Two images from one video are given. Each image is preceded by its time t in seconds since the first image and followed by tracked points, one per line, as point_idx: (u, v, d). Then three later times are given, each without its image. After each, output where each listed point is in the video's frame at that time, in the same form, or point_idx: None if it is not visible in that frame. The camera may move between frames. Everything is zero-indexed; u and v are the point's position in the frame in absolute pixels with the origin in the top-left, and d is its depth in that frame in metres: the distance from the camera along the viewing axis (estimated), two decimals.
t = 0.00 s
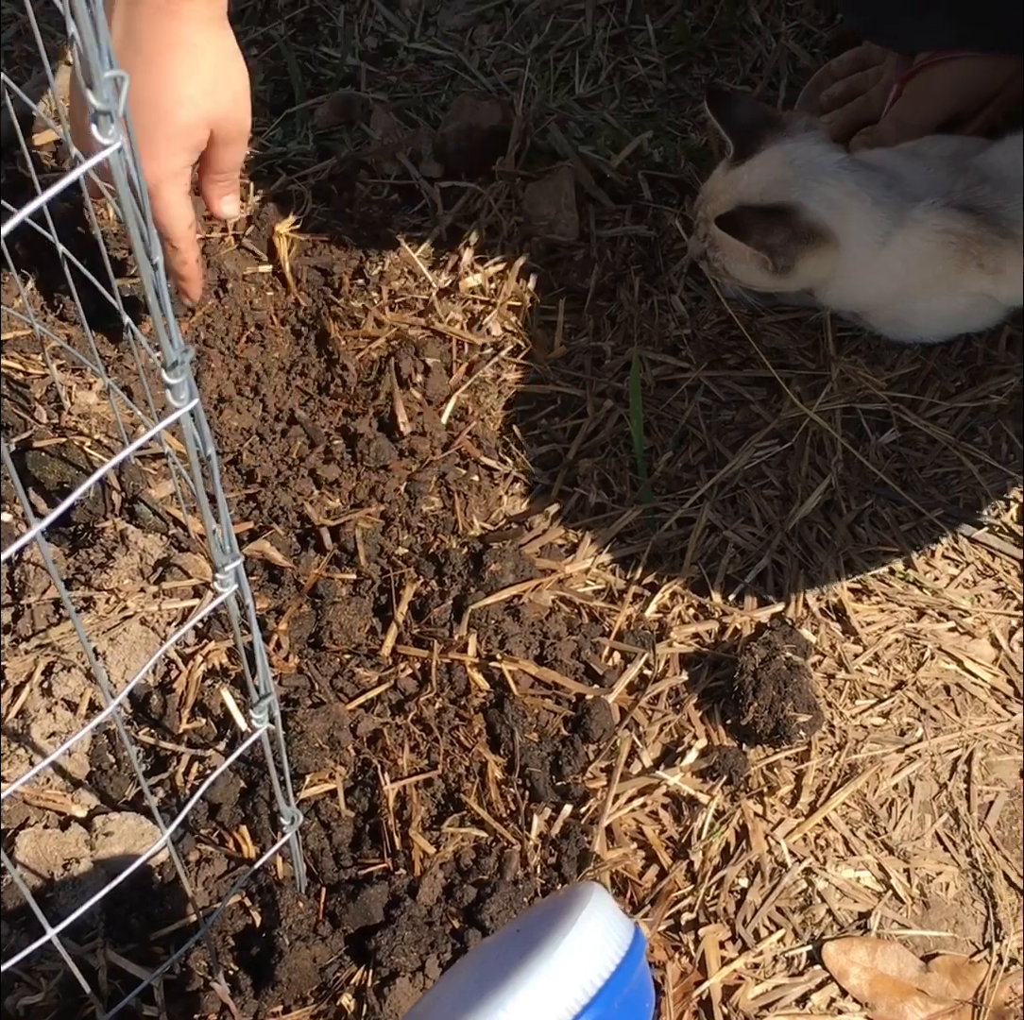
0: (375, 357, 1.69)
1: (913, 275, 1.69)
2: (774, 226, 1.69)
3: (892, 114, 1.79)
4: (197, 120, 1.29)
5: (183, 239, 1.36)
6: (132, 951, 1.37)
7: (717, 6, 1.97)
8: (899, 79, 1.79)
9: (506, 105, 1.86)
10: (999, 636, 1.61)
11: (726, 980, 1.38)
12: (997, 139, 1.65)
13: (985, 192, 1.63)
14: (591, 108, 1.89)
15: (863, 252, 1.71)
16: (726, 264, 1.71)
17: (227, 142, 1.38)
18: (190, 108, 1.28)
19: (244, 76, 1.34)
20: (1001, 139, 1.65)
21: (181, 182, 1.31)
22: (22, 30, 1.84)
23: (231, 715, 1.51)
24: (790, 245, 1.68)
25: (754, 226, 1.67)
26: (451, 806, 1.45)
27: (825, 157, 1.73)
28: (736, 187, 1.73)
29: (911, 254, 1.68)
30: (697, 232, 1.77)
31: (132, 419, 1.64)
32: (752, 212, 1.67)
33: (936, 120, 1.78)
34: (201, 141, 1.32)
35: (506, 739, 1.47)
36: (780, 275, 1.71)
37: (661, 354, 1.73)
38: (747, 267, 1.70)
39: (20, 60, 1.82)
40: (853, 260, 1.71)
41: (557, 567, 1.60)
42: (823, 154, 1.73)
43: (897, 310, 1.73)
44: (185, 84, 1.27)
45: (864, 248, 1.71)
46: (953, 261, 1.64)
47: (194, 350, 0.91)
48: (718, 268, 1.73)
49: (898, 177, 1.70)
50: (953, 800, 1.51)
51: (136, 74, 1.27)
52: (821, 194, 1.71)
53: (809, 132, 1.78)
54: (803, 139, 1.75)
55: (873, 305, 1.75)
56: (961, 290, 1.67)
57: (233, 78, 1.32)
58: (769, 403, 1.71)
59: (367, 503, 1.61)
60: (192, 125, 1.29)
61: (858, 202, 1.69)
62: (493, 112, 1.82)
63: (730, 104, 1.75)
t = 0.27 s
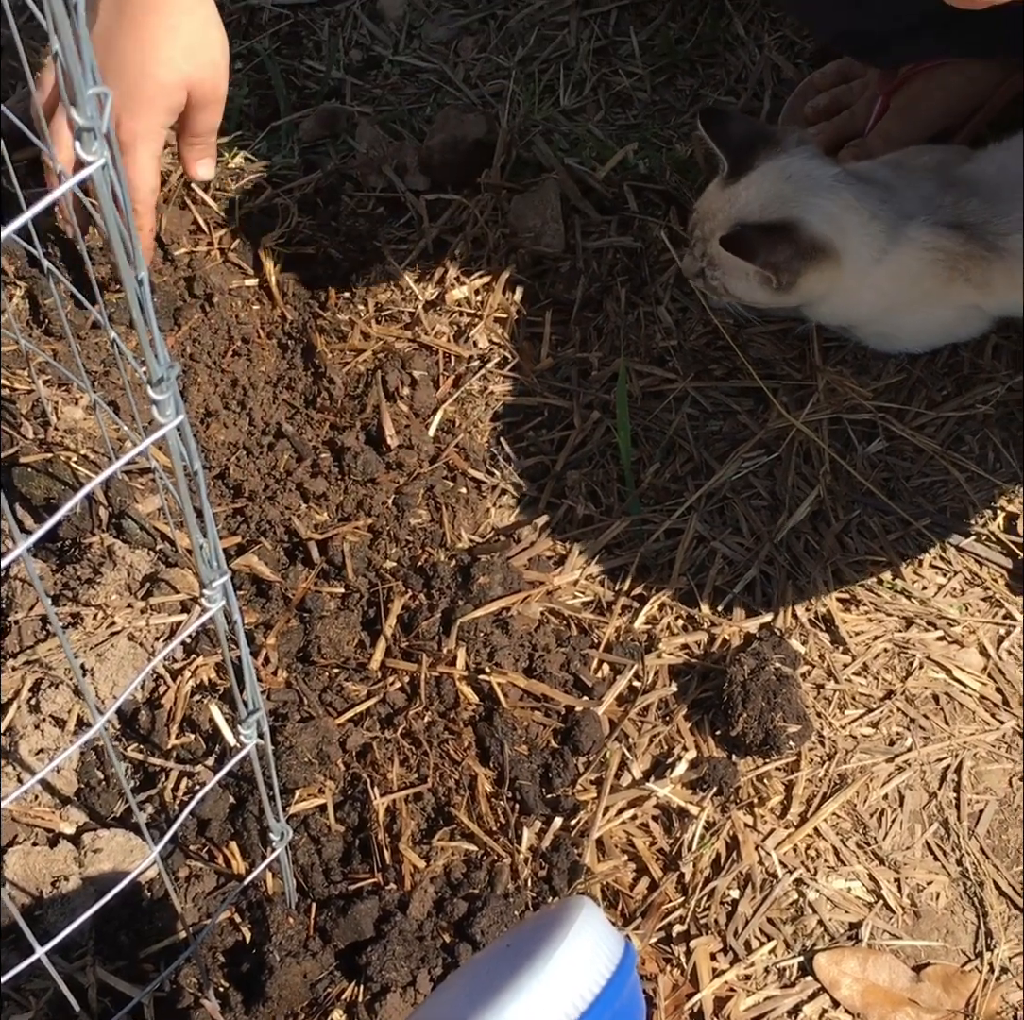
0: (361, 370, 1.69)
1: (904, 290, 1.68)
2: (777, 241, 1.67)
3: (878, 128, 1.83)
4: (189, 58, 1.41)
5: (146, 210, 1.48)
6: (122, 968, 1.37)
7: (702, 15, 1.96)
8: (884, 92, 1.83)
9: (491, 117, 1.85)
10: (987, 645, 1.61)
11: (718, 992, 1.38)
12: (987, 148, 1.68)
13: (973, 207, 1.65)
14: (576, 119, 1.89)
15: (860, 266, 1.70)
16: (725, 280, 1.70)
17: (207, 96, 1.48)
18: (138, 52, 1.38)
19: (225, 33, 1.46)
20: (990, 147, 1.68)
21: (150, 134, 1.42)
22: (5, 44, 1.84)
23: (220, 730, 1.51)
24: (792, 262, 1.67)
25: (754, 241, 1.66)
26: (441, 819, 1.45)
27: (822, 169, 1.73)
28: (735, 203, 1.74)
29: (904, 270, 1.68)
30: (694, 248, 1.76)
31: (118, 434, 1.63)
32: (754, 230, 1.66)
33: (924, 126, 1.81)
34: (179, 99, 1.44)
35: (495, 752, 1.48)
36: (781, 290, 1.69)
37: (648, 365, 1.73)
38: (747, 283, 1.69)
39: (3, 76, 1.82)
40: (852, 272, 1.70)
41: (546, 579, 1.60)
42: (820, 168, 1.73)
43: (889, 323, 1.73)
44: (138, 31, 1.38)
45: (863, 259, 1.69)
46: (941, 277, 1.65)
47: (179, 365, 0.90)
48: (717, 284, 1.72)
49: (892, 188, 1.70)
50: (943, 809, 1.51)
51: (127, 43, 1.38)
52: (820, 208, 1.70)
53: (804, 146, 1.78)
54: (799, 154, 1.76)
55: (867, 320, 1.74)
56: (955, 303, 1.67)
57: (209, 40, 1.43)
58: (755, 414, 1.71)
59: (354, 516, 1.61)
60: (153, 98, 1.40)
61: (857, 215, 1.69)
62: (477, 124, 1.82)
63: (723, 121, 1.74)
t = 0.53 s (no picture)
0: (355, 385, 1.69)
1: (906, 299, 1.68)
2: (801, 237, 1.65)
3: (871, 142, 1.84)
4: (252, 227, 1.46)
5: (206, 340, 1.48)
6: (118, 986, 1.37)
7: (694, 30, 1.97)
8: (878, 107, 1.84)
9: (484, 132, 1.85)
10: (982, 657, 1.62)
11: (716, 1007, 1.38)
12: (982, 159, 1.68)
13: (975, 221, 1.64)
14: (569, 134, 1.89)
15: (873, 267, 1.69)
16: (742, 278, 1.70)
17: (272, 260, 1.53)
18: (216, 253, 1.45)
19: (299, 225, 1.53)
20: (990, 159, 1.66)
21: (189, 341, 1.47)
22: None
23: (215, 747, 1.50)
24: (816, 256, 1.65)
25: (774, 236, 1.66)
26: (437, 835, 1.45)
27: (841, 167, 1.70)
28: (754, 199, 1.72)
29: (909, 280, 1.67)
30: (707, 246, 1.75)
31: (112, 451, 1.64)
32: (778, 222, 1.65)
33: (921, 138, 1.82)
34: (259, 236, 1.48)
35: (491, 767, 1.47)
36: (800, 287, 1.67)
37: (642, 379, 1.73)
38: (766, 280, 1.69)
39: None
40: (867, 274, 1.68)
41: (541, 594, 1.60)
42: (839, 166, 1.70)
43: (887, 332, 1.73)
44: (217, 234, 1.44)
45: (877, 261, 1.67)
46: (940, 290, 1.66)
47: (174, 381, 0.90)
48: (731, 283, 1.71)
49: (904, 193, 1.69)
50: (939, 822, 1.51)
51: (211, 179, 1.43)
52: (843, 203, 1.66)
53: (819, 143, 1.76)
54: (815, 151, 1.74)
55: (867, 329, 1.73)
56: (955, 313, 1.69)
57: (285, 165, 1.48)
58: (749, 427, 1.71)
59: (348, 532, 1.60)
60: (217, 260, 1.45)
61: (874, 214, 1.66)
62: (470, 139, 1.82)
63: (739, 119, 1.74)
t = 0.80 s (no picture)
0: (360, 402, 1.69)
1: (910, 319, 1.69)
2: (803, 261, 1.67)
3: (876, 158, 1.84)
4: (256, 252, 1.47)
5: (206, 368, 1.49)
6: (123, 1006, 1.37)
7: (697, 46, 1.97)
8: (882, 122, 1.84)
9: (488, 148, 1.85)
10: (989, 675, 1.61)
11: None
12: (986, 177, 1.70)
13: (981, 239, 1.66)
14: (573, 149, 1.89)
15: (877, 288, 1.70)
16: (746, 301, 1.70)
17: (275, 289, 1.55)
18: (219, 277, 1.47)
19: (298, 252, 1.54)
20: (994, 177, 1.68)
21: (189, 370, 1.48)
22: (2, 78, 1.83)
23: (220, 766, 1.50)
24: (817, 281, 1.67)
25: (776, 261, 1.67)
26: (443, 854, 1.44)
27: (842, 190, 1.72)
28: (757, 222, 1.73)
29: (913, 299, 1.68)
30: (712, 270, 1.75)
31: (116, 468, 1.63)
32: (778, 247, 1.68)
33: (924, 154, 1.82)
34: (262, 262, 1.49)
35: (497, 786, 1.47)
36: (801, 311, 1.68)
37: (647, 395, 1.73)
38: (770, 304, 1.69)
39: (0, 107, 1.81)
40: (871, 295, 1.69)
41: (546, 611, 1.59)
42: (842, 189, 1.73)
43: (894, 353, 1.74)
44: (222, 257, 1.46)
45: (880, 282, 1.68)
46: (945, 310, 1.67)
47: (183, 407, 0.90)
48: (736, 306, 1.72)
49: (908, 212, 1.71)
50: (947, 840, 1.50)
51: (216, 205, 1.44)
52: (844, 225, 1.69)
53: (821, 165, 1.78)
54: (817, 174, 1.75)
55: (873, 349, 1.74)
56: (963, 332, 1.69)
57: (286, 192, 1.50)
58: (754, 444, 1.71)
59: (352, 550, 1.60)
60: (218, 283, 1.47)
61: (877, 235, 1.68)
62: (474, 156, 1.82)
63: (741, 143, 1.75)
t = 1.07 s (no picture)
0: (370, 417, 1.68)
1: (922, 336, 1.70)
2: (812, 279, 1.69)
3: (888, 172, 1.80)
4: (261, 275, 1.48)
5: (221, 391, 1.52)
6: None
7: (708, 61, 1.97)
8: (893, 136, 1.81)
9: (498, 163, 1.85)
10: (1003, 694, 1.60)
11: None
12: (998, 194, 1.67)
13: (990, 257, 1.66)
14: (583, 164, 1.88)
15: (888, 305, 1.71)
16: (755, 321, 1.72)
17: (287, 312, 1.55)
18: (224, 304, 1.46)
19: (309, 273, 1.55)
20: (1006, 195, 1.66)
21: (205, 395, 1.52)
22: (12, 94, 1.83)
23: (231, 784, 1.49)
24: (825, 299, 1.69)
25: (785, 282, 1.68)
26: (455, 873, 1.44)
27: (849, 209, 1.74)
28: (765, 242, 1.75)
29: (924, 315, 1.70)
30: (721, 291, 1.76)
31: (127, 485, 1.62)
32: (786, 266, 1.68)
33: (937, 167, 1.77)
34: (268, 285, 1.50)
35: (509, 804, 1.46)
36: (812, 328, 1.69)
37: (658, 411, 1.72)
38: (779, 322, 1.71)
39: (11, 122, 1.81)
40: (881, 311, 1.71)
41: (558, 628, 1.58)
42: (849, 207, 1.75)
43: (906, 370, 1.74)
44: (226, 283, 1.46)
45: (888, 299, 1.71)
46: (957, 327, 1.68)
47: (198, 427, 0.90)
48: (745, 327, 1.73)
49: (917, 231, 1.71)
50: (962, 860, 1.50)
51: (221, 232, 1.44)
52: (852, 244, 1.71)
53: (829, 183, 1.79)
54: (824, 194, 1.77)
55: (883, 366, 1.75)
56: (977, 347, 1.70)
57: (292, 214, 1.49)
58: (766, 460, 1.70)
59: (363, 567, 1.59)
60: (226, 308, 1.47)
61: (885, 254, 1.70)
62: (484, 171, 1.81)
63: (749, 163, 1.75)
